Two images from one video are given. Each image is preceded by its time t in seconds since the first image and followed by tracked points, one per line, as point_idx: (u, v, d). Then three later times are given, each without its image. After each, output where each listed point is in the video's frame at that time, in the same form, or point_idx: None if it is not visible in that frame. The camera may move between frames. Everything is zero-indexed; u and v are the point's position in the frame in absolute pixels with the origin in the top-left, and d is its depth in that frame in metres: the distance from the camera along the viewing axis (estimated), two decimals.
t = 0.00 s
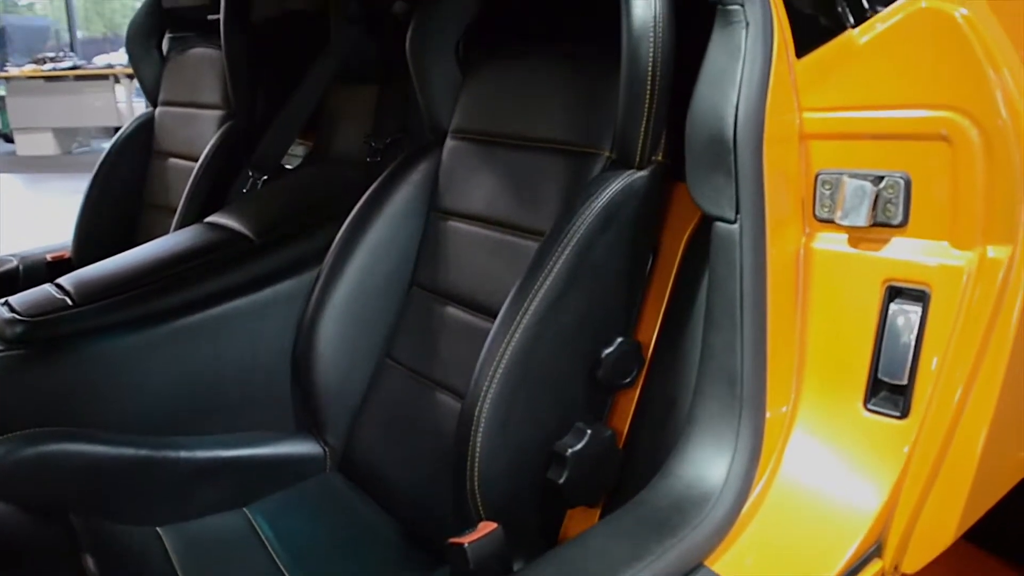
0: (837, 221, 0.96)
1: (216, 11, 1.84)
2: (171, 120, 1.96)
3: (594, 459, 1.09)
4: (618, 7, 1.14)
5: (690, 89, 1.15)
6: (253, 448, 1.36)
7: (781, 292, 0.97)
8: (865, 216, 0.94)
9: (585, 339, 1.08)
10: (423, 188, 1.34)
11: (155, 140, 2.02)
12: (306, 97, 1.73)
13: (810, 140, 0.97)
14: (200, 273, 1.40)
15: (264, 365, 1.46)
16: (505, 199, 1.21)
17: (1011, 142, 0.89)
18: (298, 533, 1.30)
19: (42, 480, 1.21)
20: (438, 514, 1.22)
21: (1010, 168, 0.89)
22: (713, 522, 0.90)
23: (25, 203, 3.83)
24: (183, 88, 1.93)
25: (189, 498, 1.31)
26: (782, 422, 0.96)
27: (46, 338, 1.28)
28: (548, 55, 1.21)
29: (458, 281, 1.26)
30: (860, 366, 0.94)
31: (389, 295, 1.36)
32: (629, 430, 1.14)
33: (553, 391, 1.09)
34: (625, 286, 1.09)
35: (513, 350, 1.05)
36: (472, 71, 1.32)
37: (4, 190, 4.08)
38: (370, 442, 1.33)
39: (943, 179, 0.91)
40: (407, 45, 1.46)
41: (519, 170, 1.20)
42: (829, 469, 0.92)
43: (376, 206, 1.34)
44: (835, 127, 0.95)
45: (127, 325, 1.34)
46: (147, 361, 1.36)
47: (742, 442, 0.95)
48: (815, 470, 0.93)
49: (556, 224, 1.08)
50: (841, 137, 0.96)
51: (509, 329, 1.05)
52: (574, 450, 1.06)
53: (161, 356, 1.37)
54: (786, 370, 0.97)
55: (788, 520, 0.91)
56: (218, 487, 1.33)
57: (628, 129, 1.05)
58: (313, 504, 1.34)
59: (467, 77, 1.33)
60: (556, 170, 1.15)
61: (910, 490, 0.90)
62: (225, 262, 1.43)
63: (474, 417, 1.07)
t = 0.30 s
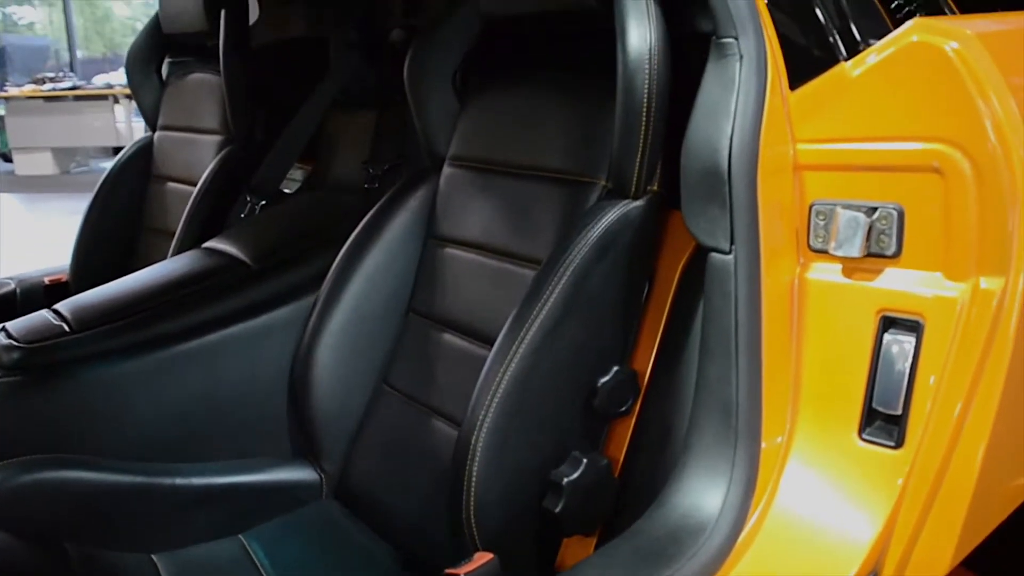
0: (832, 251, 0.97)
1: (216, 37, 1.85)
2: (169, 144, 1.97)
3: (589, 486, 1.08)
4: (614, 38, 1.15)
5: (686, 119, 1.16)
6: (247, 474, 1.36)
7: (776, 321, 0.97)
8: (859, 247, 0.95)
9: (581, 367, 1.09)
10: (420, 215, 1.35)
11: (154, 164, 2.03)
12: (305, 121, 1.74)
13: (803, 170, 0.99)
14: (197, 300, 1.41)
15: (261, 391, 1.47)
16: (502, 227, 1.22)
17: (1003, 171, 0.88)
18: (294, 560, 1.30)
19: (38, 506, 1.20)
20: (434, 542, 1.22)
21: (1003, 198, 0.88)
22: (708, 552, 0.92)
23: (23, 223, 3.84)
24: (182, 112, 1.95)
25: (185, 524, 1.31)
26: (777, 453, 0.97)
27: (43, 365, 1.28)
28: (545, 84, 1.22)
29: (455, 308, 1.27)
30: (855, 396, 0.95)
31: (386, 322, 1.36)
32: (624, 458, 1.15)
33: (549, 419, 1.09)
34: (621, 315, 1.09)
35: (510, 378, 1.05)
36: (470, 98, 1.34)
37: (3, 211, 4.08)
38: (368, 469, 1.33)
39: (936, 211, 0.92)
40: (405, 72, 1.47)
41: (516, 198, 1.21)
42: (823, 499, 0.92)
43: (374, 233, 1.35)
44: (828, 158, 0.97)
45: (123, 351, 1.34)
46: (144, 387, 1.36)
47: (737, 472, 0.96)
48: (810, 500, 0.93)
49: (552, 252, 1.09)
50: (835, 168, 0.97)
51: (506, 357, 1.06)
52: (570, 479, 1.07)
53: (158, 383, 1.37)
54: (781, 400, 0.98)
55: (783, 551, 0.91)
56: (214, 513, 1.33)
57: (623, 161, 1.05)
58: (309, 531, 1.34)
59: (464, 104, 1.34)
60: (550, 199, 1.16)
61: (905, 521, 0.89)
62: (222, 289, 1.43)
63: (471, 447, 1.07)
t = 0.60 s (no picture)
0: (827, 281, 0.98)
1: (216, 62, 1.86)
2: (169, 168, 1.99)
3: (585, 514, 1.09)
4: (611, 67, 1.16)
5: (681, 147, 1.17)
6: (241, 500, 1.36)
7: (772, 352, 0.98)
8: (854, 277, 0.96)
9: (578, 395, 1.09)
10: (418, 241, 1.36)
11: (153, 189, 2.04)
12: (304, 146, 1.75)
13: (798, 201, 1.00)
14: (194, 325, 1.41)
15: (258, 416, 1.47)
16: (499, 254, 1.23)
17: (996, 199, 0.89)
18: None
19: (34, 532, 1.20)
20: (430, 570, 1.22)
21: (996, 227, 0.89)
22: None
23: (21, 244, 3.85)
24: (181, 137, 1.96)
25: (181, 549, 1.31)
26: (773, 482, 0.97)
27: (40, 391, 1.28)
28: (541, 112, 1.24)
29: (452, 334, 1.27)
30: (851, 425, 0.95)
31: (383, 348, 1.37)
32: (622, 485, 1.15)
33: (546, 447, 1.09)
34: (618, 343, 1.10)
35: (507, 406, 1.06)
36: (467, 125, 1.35)
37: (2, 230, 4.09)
38: (365, 494, 1.33)
39: (930, 241, 0.92)
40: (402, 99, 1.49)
41: (513, 226, 1.22)
42: (820, 529, 0.93)
43: (372, 259, 1.35)
44: (823, 189, 0.97)
45: (121, 376, 1.34)
46: (142, 412, 1.36)
47: (734, 502, 0.97)
48: (807, 530, 0.94)
49: (550, 281, 1.10)
50: (829, 199, 0.97)
51: (504, 386, 1.06)
52: (568, 508, 1.08)
53: (157, 408, 1.37)
54: (777, 429, 0.98)
55: None
56: (211, 538, 1.33)
57: (620, 189, 1.07)
58: (304, 557, 1.34)
59: (462, 131, 1.36)
60: (546, 227, 1.17)
61: (902, 551, 0.89)
62: (219, 314, 1.44)
63: (468, 475, 1.07)
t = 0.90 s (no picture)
0: (823, 309, 0.98)
1: (216, 85, 1.88)
2: (169, 191, 1.99)
3: (583, 541, 1.09)
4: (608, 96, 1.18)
5: (678, 175, 1.18)
6: (239, 526, 1.36)
7: (768, 380, 0.98)
8: (850, 305, 0.96)
9: (576, 422, 1.09)
10: (417, 266, 1.37)
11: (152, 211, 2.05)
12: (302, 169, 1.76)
13: (794, 229, 1.00)
14: (192, 350, 1.43)
15: (257, 441, 1.47)
16: (497, 281, 1.23)
17: (991, 229, 0.90)
18: None
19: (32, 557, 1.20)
20: None
21: (991, 257, 0.90)
22: None
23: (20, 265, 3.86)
24: (182, 160, 1.97)
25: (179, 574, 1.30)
26: (770, 512, 0.97)
27: (38, 416, 1.29)
28: (540, 139, 1.25)
29: (450, 361, 1.28)
30: (848, 454, 0.95)
31: (381, 373, 1.37)
32: (620, 513, 1.15)
33: (544, 474, 1.09)
34: (616, 370, 1.10)
35: (506, 433, 1.06)
36: (466, 151, 1.36)
37: None
38: (362, 520, 1.33)
39: (925, 270, 0.93)
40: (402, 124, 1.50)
41: (511, 252, 1.22)
42: (818, 557, 0.93)
43: (370, 285, 1.36)
44: (819, 218, 0.98)
45: (119, 401, 1.35)
46: (141, 436, 1.37)
47: (731, 530, 0.96)
48: (805, 558, 0.94)
49: (548, 307, 1.11)
50: (825, 227, 0.98)
51: (502, 413, 1.07)
52: (565, 535, 1.08)
53: (155, 433, 1.38)
54: (775, 458, 0.98)
55: None
56: (209, 564, 1.33)
57: (618, 217, 1.07)
58: None
59: (460, 157, 1.36)
60: (544, 254, 1.18)
61: None
62: (218, 339, 1.46)
63: (466, 502, 1.07)
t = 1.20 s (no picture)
0: (820, 336, 0.99)
1: (217, 108, 1.89)
2: (168, 214, 2.01)
3: (582, 567, 1.09)
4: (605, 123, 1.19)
5: (675, 202, 1.18)
6: (239, 550, 1.35)
7: (765, 408, 0.98)
8: (846, 332, 0.97)
9: (575, 448, 1.10)
10: (415, 291, 1.37)
11: (152, 233, 2.06)
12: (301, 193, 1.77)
13: (790, 256, 1.00)
14: (190, 374, 1.44)
15: (256, 464, 1.48)
16: (495, 306, 1.24)
17: (986, 256, 0.90)
18: None
19: None
20: None
21: (986, 285, 0.90)
22: None
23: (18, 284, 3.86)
24: (181, 183, 1.99)
25: None
26: (767, 539, 0.98)
27: (38, 440, 1.30)
28: (537, 165, 1.26)
29: (449, 386, 1.28)
30: (845, 481, 0.96)
31: (379, 396, 1.38)
32: (617, 538, 1.16)
33: (543, 500, 1.10)
34: (614, 395, 1.10)
35: (504, 459, 1.06)
36: (464, 175, 1.36)
37: None
38: (361, 544, 1.33)
39: (920, 298, 0.93)
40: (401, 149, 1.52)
41: (509, 278, 1.23)
42: None
43: (369, 309, 1.36)
44: (815, 245, 0.98)
45: (119, 424, 1.36)
46: (141, 460, 1.38)
47: (728, 557, 0.97)
48: None
49: (546, 333, 1.11)
50: (820, 254, 0.98)
51: (500, 439, 1.07)
52: (563, 561, 1.07)
53: (154, 456, 1.39)
54: (772, 484, 0.99)
55: None
56: None
57: (615, 244, 1.08)
58: None
59: (459, 182, 1.37)
60: (542, 279, 1.18)
61: None
62: (217, 363, 1.47)
63: (463, 527, 1.07)
